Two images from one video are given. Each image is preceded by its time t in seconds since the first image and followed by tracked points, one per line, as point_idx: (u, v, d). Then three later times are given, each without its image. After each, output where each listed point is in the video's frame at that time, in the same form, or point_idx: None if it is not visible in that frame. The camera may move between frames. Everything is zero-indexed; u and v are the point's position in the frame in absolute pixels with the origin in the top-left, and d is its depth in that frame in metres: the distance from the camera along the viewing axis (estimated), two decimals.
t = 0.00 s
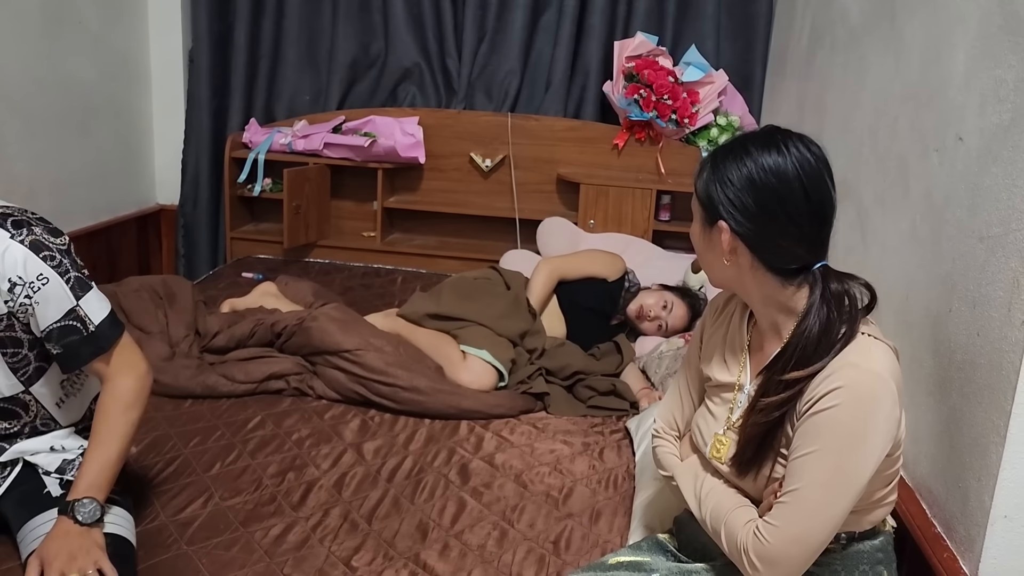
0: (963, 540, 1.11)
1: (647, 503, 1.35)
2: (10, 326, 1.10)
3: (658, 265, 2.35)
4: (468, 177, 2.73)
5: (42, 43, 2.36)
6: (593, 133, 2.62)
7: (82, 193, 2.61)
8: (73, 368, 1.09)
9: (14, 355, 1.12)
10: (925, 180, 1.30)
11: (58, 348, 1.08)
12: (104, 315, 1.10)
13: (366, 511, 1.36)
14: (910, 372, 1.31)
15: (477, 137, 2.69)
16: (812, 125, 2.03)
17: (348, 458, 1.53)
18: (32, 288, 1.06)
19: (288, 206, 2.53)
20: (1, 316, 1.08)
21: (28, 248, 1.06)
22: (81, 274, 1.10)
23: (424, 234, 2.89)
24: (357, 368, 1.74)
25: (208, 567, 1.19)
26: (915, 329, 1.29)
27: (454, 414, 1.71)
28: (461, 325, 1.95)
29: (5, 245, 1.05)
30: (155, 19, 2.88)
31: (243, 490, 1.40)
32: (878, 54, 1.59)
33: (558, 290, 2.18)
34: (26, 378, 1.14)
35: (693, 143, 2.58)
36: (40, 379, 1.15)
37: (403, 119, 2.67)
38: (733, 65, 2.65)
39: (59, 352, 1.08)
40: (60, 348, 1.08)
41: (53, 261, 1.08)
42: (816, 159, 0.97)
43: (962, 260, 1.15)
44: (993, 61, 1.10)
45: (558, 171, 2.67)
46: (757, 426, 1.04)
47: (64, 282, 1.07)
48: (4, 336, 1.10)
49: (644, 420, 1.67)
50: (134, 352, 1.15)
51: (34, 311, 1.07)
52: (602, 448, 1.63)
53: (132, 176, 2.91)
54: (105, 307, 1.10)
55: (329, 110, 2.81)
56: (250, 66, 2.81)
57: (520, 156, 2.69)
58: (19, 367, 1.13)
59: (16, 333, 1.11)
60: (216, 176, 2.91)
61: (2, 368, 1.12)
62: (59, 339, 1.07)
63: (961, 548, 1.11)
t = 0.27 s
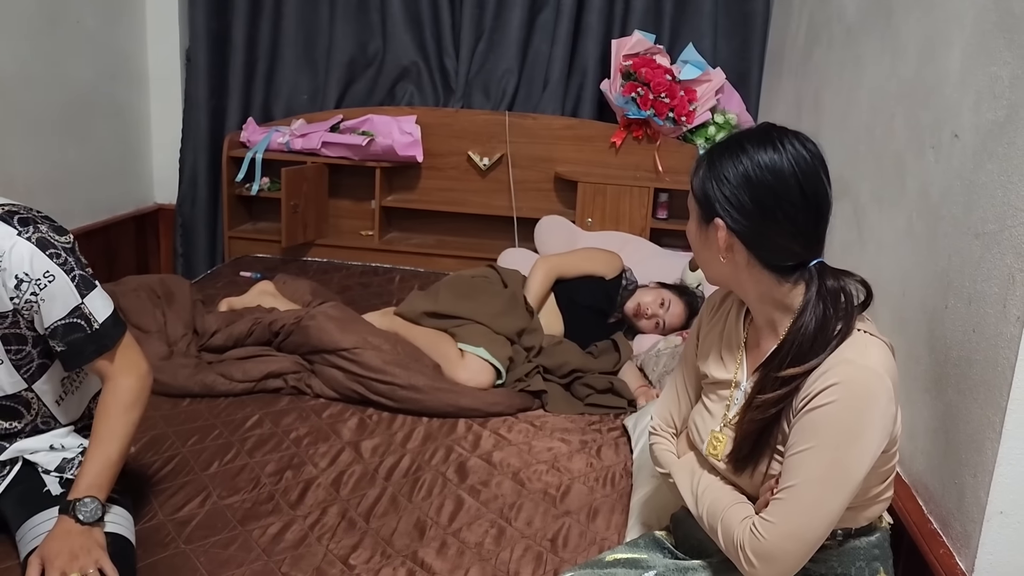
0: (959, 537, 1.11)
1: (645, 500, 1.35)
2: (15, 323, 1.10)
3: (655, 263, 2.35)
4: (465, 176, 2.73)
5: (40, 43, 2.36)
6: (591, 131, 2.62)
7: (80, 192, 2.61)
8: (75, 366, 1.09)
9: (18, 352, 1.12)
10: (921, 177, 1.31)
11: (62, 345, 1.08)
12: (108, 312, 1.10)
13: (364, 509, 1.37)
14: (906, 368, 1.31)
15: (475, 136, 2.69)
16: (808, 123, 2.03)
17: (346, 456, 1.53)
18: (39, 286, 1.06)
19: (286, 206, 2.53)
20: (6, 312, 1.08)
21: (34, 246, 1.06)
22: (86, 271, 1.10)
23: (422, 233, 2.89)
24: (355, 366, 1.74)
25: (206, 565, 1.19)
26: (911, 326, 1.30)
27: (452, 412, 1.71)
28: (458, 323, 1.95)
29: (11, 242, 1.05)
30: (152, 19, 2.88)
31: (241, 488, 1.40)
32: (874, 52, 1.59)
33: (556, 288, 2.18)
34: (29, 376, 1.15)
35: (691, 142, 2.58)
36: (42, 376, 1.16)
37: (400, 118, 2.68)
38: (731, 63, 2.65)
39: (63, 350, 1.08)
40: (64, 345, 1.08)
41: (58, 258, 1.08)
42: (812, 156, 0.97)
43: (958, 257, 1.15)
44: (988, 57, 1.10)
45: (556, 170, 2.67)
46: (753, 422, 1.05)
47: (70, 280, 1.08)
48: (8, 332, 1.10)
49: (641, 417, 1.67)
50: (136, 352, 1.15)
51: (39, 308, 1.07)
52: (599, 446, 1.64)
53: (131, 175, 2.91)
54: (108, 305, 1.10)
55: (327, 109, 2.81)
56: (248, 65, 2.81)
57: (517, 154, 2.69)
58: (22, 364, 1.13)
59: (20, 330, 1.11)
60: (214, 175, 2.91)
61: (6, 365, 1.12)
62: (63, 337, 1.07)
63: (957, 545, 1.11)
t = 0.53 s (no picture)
0: (956, 535, 1.11)
1: (642, 499, 1.35)
2: (15, 323, 1.10)
3: (653, 262, 2.35)
4: (463, 175, 2.73)
5: (36, 43, 2.36)
6: (588, 130, 2.62)
7: (77, 192, 2.61)
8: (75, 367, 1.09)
9: (17, 352, 1.12)
10: (917, 175, 1.31)
11: (62, 346, 1.08)
12: (108, 313, 1.10)
13: (362, 508, 1.37)
14: (903, 367, 1.31)
15: (472, 135, 2.69)
16: (806, 121, 2.03)
17: (343, 456, 1.53)
18: (39, 286, 1.06)
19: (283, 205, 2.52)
20: (6, 313, 1.08)
21: (34, 246, 1.06)
22: (86, 272, 1.10)
23: (420, 232, 2.89)
24: (353, 366, 1.74)
25: (204, 565, 1.19)
26: (908, 324, 1.30)
27: (450, 411, 1.71)
28: (456, 322, 1.95)
29: (11, 243, 1.05)
30: (149, 18, 2.88)
31: (239, 488, 1.40)
32: (871, 50, 1.59)
33: (555, 287, 2.17)
34: (28, 376, 1.15)
35: (688, 140, 2.58)
36: (41, 377, 1.16)
37: (398, 117, 2.68)
38: (728, 61, 2.65)
39: (63, 350, 1.08)
40: (64, 345, 1.08)
41: (58, 259, 1.08)
42: (808, 155, 0.97)
43: (955, 255, 1.15)
44: (984, 56, 1.11)
45: (553, 169, 2.67)
46: (750, 421, 1.05)
47: (70, 280, 1.08)
48: (8, 332, 1.10)
49: (639, 416, 1.67)
50: (135, 353, 1.15)
51: (39, 308, 1.07)
52: (597, 445, 1.64)
53: (127, 175, 2.90)
54: (108, 305, 1.10)
55: (324, 108, 2.81)
56: (245, 64, 2.81)
57: (515, 153, 2.69)
58: (22, 364, 1.13)
59: (20, 330, 1.11)
60: (211, 174, 2.91)
61: (5, 366, 1.12)
62: (63, 337, 1.07)
63: (954, 543, 1.11)
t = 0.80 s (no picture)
0: (957, 532, 1.11)
1: (642, 497, 1.35)
2: (20, 323, 1.10)
3: (653, 261, 2.35)
4: (463, 173, 2.73)
5: (36, 42, 2.35)
6: (588, 128, 2.62)
7: (76, 191, 2.61)
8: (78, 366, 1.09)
9: (21, 353, 1.12)
10: (918, 173, 1.31)
11: (67, 345, 1.08)
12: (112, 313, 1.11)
13: (362, 507, 1.37)
14: (903, 365, 1.31)
15: (472, 134, 2.69)
16: (806, 120, 2.03)
17: (344, 454, 1.53)
18: (46, 285, 1.06)
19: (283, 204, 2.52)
20: (12, 313, 1.08)
21: (41, 245, 1.07)
22: (92, 271, 1.11)
23: (420, 231, 2.89)
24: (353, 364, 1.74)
25: (204, 563, 1.19)
26: (908, 323, 1.30)
27: (450, 410, 1.71)
28: (454, 322, 1.95)
29: (18, 242, 1.05)
30: (148, 16, 2.88)
31: (239, 486, 1.40)
32: (871, 48, 1.59)
33: (556, 287, 2.17)
34: (31, 377, 1.14)
35: (688, 139, 2.58)
36: (44, 377, 1.15)
37: (398, 116, 2.68)
38: (728, 60, 2.65)
39: (68, 349, 1.08)
40: (69, 344, 1.08)
41: (65, 258, 1.08)
42: (808, 153, 0.97)
43: (956, 253, 1.15)
44: (985, 54, 1.10)
45: (553, 167, 2.67)
46: (751, 419, 1.05)
47: (75, 279, 1.08)
48: (12, 333, 1.10)
49: (639, 414, 1.67)
50: (136, 355, 1.16)
51: (45, 307, 1.07)
52: (597, 443, 1.64)
53: (127, 174, 2.90)
54: (112, 306, 1.11)
55: (324, 106, 2.81)
56: (245, 63, 2.81)
57: (515, 152, 2.69)
58: (25, 365, 1.13)
59: (25, 331, 1.11)
60: (211, 173, 2.91)
61: (9, 366, 1.12)
62: (68, 336, 1.08)
63: (955, 541, 1.11)
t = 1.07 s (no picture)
0: (957, 530, 1.11)
1: (642, 495, 1.35)
2: (30, 317, 1.10)
3: (653, 259, 2.35)
4: (463, 172, 2.73)
5: (35, 41, 2.35)
6: (588, 126, 2.62)
7: (76, 189, 2.61)
8: (86, 359, 1.10)
9: (29, 348, 1.12)
10: (918, 171, 1.31)
11: (76, 337, 1.09)
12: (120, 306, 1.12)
13: (362, 505, 1.37)
14: (904, 362, 1.31)
15: (472, 132, 2.69)
16: (806, 117, 2.03)
17: (344, 452, 1.53)
18: (58, 278, 1.07)
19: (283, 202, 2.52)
20: (23, 306, 1.09)
21: (53, 238, 1.08)
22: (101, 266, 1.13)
23: (419, 229, 2.89)
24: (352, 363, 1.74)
25: (204, 561, 1.19)
26: (908, 320, 1.30)
27: (450, 408, 1.71)
28: (452, 319, 1.96)
29: (31, 235, 1.06)
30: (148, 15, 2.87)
31: (239, 484, 1.40)
32: (871, 46, 1.58)
33: (558, 285, 2.17)
34: (36, 373, 1.14)
35: (688, 137, 2.58)
36: (50, 373, 1.16)
37: (398, 114, 2.68)
38: (727, 57, 2.65)
39: (77, 341, 1.09)
40: (78, 337, 1.09)
41: (76, 251, 1.10)
42: (807, 150, 0.97)
43: (955, 251, 1.15)
44: (985, 52, 1.10)
45: (553, 165, 2.67)
46: (751, 417, 1.05)
47: (87, 272, 1.10)
48: (22, 328, 1.10)
49: (639, 412, 1.67)
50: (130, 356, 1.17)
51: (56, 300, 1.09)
52: (598, 441, 1.64)
53: (127, 172, 2.90)
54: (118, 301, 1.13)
55: (323, 105, 2.81)
56: (245, 61, 2.80)
57: (514, 150, 2.68)
58: (32, 360, 1.13)
59: (35, 325, 1.11)
60: (211, 171, 2.91)
61: (18, 362, 1.12)
62: (78, 328, 1.09)
63: (955, 538, 1.11)
